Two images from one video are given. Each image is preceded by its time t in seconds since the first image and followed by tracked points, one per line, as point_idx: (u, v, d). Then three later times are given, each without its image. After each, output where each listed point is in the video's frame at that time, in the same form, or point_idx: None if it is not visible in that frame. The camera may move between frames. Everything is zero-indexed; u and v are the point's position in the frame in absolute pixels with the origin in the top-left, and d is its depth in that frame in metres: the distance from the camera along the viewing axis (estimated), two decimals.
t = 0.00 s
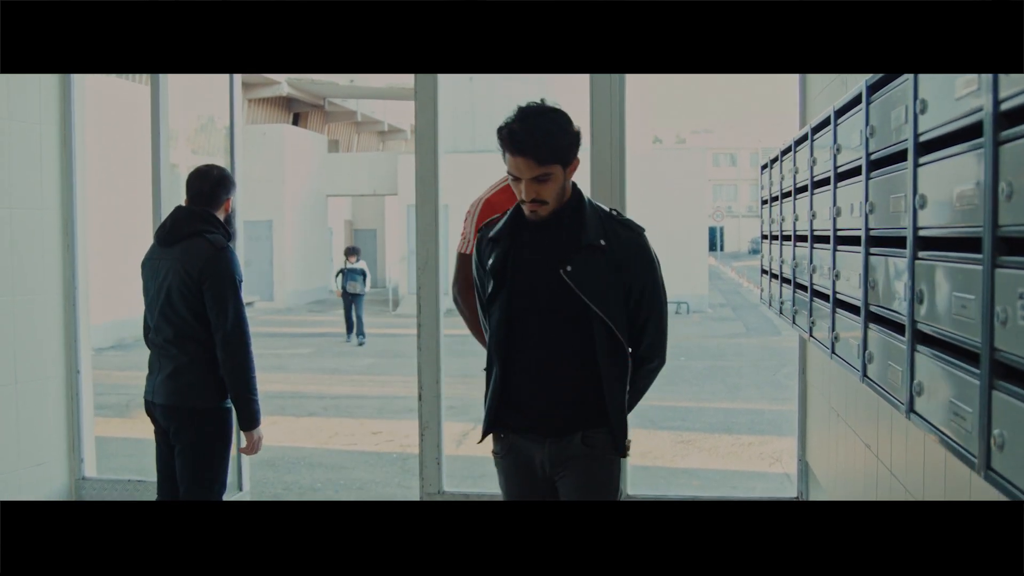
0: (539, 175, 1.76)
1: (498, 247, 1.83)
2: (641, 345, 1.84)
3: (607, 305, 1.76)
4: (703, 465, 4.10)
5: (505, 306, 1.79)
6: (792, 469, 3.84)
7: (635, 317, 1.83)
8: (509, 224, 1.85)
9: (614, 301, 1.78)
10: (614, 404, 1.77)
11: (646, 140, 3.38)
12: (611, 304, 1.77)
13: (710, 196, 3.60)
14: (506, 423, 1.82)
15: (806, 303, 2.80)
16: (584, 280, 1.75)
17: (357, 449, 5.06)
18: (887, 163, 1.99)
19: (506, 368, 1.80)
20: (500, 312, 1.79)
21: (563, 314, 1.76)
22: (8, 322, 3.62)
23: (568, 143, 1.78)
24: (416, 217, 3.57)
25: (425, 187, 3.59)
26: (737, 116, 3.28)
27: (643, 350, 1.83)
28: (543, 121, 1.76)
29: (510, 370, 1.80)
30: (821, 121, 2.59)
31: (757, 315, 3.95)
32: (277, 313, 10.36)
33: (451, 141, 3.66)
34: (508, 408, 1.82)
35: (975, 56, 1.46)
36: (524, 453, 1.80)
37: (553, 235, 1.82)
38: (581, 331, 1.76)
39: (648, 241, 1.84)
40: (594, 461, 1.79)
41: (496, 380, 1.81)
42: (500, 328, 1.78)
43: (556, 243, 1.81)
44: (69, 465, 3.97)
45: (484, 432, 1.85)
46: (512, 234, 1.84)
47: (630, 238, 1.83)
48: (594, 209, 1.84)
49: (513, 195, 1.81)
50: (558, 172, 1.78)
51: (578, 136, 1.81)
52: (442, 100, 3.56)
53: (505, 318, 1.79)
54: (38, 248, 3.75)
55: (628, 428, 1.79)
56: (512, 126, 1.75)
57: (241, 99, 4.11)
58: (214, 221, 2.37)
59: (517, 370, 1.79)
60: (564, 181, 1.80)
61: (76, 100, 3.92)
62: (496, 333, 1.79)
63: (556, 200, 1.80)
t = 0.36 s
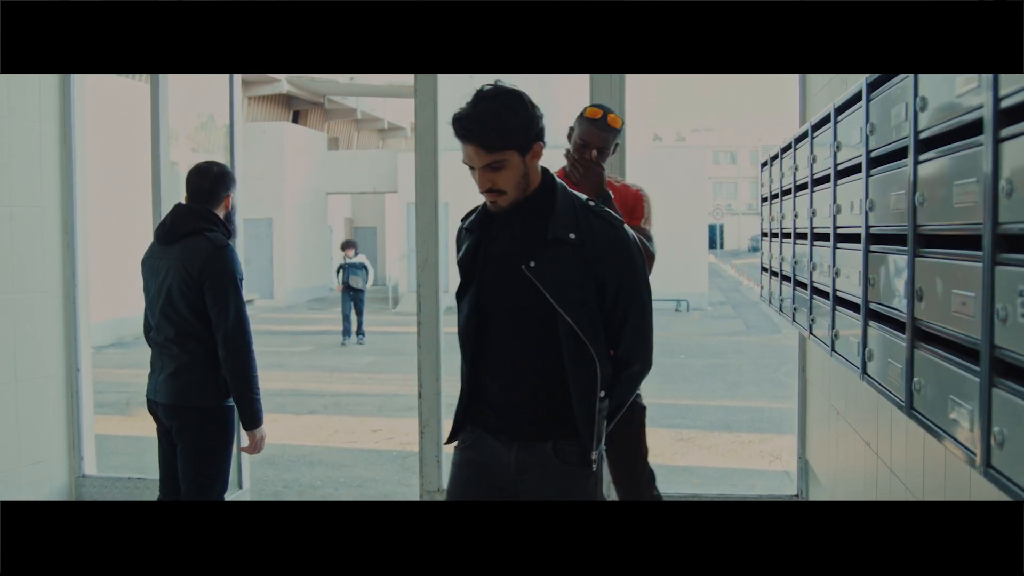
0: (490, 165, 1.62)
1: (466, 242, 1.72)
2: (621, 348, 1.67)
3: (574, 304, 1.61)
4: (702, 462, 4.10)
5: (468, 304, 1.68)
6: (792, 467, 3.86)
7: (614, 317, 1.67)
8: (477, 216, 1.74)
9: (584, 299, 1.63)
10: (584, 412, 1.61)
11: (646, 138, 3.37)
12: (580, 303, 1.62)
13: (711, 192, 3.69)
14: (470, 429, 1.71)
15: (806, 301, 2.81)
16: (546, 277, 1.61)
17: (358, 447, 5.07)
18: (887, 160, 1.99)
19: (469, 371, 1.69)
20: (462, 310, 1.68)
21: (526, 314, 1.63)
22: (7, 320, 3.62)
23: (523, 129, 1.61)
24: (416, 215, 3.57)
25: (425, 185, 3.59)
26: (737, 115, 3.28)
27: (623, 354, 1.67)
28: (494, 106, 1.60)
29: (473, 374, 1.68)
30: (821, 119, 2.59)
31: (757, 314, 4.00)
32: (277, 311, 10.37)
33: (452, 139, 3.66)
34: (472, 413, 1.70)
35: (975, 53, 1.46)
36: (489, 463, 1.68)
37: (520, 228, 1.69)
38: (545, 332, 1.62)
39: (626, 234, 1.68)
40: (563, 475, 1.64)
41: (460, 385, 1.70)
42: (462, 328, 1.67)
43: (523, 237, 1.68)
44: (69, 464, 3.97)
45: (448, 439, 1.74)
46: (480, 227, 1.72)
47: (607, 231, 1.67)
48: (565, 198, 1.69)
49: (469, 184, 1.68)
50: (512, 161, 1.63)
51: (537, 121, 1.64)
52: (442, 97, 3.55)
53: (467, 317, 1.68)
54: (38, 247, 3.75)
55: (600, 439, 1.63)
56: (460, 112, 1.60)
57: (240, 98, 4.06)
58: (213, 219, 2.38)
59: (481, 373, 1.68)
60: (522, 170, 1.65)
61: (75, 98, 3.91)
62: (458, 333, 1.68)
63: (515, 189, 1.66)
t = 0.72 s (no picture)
0: (436, 163, 1.63)
1: (411, 250, 1.74)
2: (576, 359, 1.71)
3: (528, 317, 1.64)
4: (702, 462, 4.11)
5: (417, 317, 1.70)
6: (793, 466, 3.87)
7: (568, 327, 1.70)
8: (423, 224, 1.75)
9: (538, 311, 1.66)
10: (540, 426, 1.65)
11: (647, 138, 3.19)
12: (534, 315, 1.65)
13: (710, 193, 3.52)
14: (421, 442, 1.74)
15: (806, 301, 2.81)
16: (499, 290, 1.64)
17: (358, 446, 5.07)
18: (887, 160, 1.99)
19: (418, 385, 1.71)
20: (410, 323, 1.70)
21: (479, 327, 1.66)
22: (7, 320, 3.62)
23: (470, 127, 1.62)
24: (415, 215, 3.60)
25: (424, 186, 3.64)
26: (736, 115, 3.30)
27: (576, 365, 1.71)
28: (441, 103, 1.62)
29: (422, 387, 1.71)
30: (821, 119, 2.59)
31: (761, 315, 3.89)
32: (277, 312, 10.37)
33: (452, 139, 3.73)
34: (423, 425, 1.73)
35: (975, 53, 1.46)
36: (443, 472, 1.72)
37: (470, 236, 1.71)
38: (499, 345, 1.66)
39: (578, 241, 1.70)
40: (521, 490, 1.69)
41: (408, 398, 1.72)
42: (411, 340, 1.69)
43: (473, 246, 1.70)
44: (69, 464, 3.97)
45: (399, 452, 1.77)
46: (427, 236, 1.74)
47: (560, 238, 1.70)
48: (516, 206, 1.71)
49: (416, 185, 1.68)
50: (459, 160, 1.63)
51: (485, 121, 1.65)
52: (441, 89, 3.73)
53: (416, 330, 1.70)
54: (38, 247, 3.75)
55: (556, 454, 1.69)
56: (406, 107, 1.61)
57: (240, 98, 4.15)
58: (213, 218, 2.38)
59: (430, 386, 1.70)
60: (469, 170, 1.65)
61: (76, 98, 3.92)
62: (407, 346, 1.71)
63: (462, 190, 1.66)
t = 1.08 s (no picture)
0: (359, 151, 1.72)
1: (336, 245, 1.80)
2: (513, 351, 1.82)
3: (465, 311, 1.73)
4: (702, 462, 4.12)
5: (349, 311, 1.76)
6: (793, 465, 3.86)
7: (502, 321, 1.81)
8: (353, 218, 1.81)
9: (475, 304, 1.75)
10: (474, 420, 1.75)
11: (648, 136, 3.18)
12: (471, 309, 1.74)
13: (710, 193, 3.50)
14: (353, 438, 1.80)
15: (806, 301, 2.80)
16: (434, 287, 1.72)
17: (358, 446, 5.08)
18: (886, 160, 1.99)
19: (350, 379, 1.77)
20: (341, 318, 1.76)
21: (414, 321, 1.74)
22: (7, 320, 3.62)
23: (393, 111, 1.71)
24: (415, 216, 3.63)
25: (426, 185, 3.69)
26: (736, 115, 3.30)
27: (511, 358, 1.82)
28: (359, 88, 1.71)
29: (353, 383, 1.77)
30: (821, 119, 2.59)
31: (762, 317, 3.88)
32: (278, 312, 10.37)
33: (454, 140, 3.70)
34: (354, 421, 1.79)
35: (975, 53, 1.46)
36: (378, 458, 1.78)
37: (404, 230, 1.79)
38: (436, 339, 1.74)
39: (513, 230, 1.79)
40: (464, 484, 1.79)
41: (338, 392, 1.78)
42: (342, 337, 1.75)
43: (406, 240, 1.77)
44: (69, 463, 3.98)
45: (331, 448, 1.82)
46: (353, 230, 1.81)
47: (495, 229, 1.79)
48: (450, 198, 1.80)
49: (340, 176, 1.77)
50: (382, 146, 1.72)
51: (407, 107, 1.75)
52: (440, 98, 3.93)
53: (347, 325, 1.76)
54: (38, 247, 3.75)
55: (493, 450, 1.79)
56: (322, 93, 1.70)
57: (240, 98, 4.15)
58: (213, 218, 2.38)
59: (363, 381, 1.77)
60: (394, 157, 1.73)
61: (76, 98, 3.92)
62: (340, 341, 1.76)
63: (388, 179, 1.74)
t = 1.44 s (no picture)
0: (294, 155, 1.67)
1: (279, 252, 1.75)
2: (470, 363, 1.75)
3: (412, 325, 1.67)
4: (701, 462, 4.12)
5: (294, 320, 1.73)
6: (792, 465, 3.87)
7: (455, 331, 1.74)
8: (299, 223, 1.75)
9: (424, 317, 1.69)
10: (421, 431, 1.71)
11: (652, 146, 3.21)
12: (418, 323, 1.68)
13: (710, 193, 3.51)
14: (303, 447, 1.79)
15: (806, 301, 2.80)
16: (377, 300, 1.67)
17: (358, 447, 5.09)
18: (886, 160, 1.99)
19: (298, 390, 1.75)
20: (286, 328, 1.73)
21: (360, 334, 1.70)
22: (7, 320, 3.62)
23: (328, 114, 1.66)
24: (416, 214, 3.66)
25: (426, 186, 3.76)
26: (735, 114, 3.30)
27: (470, 371, 1.75)
28: (292, 89, 1.65)
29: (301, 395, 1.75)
30: (820, 118, 2.59)
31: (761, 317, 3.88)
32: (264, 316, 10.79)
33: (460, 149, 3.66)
34: (302, 431, 1.77)
35: (975, 52, 1.46)
36: (328, 467, 1.76)
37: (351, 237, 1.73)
38: (382, 353, 1.70)
39: (465, 234, 1.71)
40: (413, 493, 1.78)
41: (286, 404, 1.76)
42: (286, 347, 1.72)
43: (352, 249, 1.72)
44: (69, 463, 3.98)
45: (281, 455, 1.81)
46: (296, 237, 1.75)
47: (445, 234, 1.72)
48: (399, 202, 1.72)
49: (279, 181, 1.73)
50: (318, 149, 1.67)
51: (344, 106, 1.68)
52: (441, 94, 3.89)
53: (292, 335, 1.73)
54: (38, 247, 3.76)
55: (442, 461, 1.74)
56: (254, 95, 1.65)
57: (240, 98, 4.12)
58: (210, 216, 2.39)
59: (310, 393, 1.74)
60: (332, 159, 1.68)
61: (76, 98, 3.93)
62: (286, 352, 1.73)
63: (327, 183, 1.69)
